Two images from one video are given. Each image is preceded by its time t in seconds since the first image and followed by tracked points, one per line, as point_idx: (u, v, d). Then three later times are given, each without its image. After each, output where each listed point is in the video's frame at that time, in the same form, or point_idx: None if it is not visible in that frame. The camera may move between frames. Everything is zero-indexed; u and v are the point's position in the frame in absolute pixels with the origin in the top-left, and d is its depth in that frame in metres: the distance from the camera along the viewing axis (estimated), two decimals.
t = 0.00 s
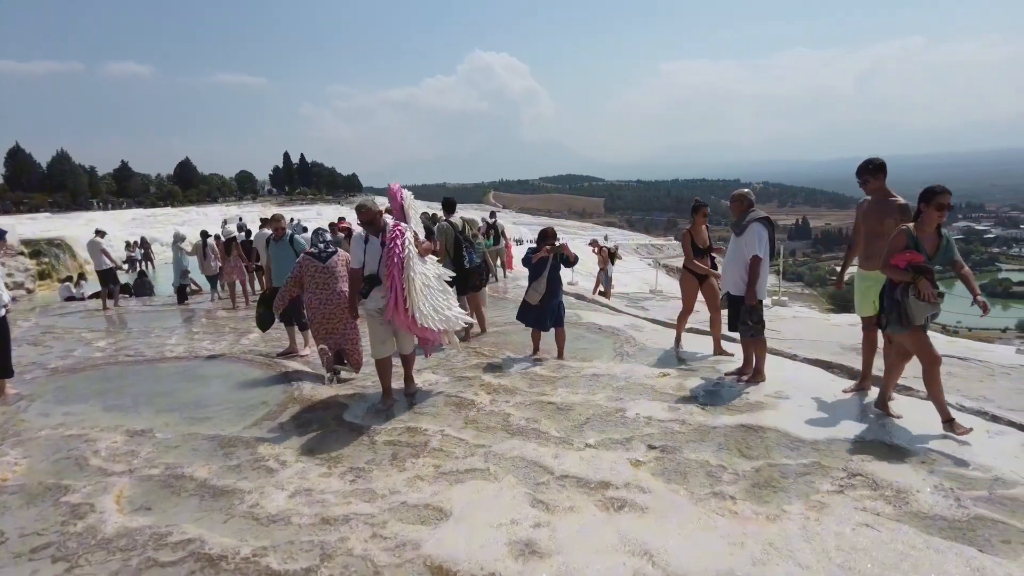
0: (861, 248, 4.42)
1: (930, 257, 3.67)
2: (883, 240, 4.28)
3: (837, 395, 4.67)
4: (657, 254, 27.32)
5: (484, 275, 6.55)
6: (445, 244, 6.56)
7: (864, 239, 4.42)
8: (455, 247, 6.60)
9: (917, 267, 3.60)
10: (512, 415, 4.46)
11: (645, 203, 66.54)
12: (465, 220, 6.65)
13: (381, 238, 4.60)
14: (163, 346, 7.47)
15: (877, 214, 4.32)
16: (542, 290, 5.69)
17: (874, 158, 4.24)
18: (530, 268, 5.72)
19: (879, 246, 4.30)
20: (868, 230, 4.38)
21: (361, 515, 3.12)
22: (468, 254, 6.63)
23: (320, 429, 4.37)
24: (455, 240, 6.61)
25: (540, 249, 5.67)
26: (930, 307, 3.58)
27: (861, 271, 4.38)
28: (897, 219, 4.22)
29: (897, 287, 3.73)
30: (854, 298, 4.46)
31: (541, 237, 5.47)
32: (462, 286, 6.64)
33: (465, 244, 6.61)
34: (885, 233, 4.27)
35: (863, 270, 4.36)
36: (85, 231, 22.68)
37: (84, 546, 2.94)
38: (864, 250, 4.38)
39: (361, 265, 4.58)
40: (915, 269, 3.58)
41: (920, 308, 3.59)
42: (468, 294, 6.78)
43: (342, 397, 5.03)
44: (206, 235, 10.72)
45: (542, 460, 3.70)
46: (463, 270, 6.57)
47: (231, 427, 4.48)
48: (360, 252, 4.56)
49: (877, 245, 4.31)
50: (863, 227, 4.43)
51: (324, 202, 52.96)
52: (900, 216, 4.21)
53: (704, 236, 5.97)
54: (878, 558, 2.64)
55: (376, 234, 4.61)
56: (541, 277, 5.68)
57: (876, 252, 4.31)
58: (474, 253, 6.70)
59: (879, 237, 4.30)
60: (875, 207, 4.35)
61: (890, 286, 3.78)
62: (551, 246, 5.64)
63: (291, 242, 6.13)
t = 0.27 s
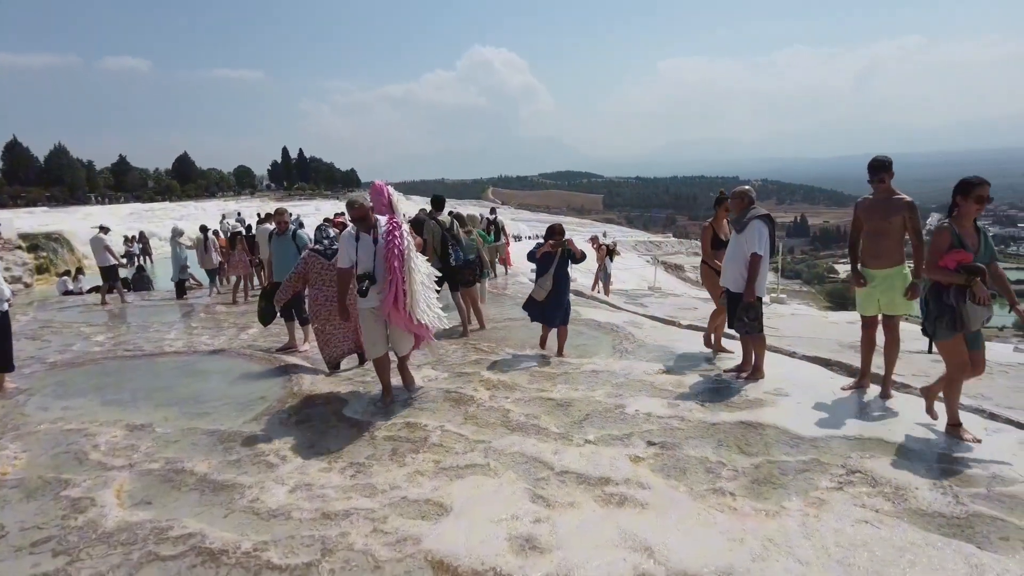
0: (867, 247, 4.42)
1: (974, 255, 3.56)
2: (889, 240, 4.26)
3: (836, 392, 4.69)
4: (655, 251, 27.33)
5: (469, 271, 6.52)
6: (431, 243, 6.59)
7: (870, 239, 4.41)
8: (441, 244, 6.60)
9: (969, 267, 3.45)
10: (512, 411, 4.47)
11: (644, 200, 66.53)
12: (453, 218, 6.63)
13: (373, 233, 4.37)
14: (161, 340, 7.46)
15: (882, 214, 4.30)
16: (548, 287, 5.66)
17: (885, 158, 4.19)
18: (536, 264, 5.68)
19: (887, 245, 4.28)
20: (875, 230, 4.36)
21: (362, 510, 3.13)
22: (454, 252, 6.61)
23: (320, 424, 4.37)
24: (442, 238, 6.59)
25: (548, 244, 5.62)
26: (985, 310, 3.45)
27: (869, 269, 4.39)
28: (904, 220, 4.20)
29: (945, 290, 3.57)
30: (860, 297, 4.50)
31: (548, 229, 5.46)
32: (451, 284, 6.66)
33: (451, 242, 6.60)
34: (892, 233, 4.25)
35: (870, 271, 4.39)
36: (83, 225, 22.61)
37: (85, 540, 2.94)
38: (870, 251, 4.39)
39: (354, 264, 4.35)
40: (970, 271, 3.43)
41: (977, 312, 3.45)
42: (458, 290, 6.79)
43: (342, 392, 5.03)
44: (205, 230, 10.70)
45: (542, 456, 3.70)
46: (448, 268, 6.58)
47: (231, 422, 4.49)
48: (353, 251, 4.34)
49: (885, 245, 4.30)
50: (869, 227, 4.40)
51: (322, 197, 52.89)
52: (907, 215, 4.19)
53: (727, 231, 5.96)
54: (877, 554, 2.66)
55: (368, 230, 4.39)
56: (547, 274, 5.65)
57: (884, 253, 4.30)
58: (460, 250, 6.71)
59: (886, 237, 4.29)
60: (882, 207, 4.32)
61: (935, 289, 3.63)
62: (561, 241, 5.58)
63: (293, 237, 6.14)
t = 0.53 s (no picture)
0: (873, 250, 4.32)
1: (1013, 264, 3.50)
2: (898, 242, 4.20)
3: (833, 392, 4.70)
4: (654, 250, 27.36)
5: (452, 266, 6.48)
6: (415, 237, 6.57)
7: (875, 240, 4.31)
8: (425, 239, 6.56)
9: (1010, 279, 3.37)
10: (509, 409, 4.48)
11: (644, 198, 66.53)
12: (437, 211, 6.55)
13: (371, 230, 4.21)
14: (159, 335, 7.45)
15: (892, 217, 4.22)
16: (547, 284, 5.63)
17: (904, 160, 4.09)
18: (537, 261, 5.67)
19: (898, 247, 4.21)
20: (882, 232, 4.27)
21: (358, 506, 3.13)
22: (438, 246, 6.56)
23: (317, 420, 4.38)
24: (426, 232, 6.54)
25: (551, 242, 5.61)
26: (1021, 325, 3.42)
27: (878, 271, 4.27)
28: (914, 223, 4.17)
29: (980, 299, 3.51)
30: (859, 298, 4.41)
31: (552, 227, 5.46)
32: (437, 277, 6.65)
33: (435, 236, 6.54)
34: (902, 237, 4.19)
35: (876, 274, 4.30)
36: (81, 219, 22.56)
37: (81, 534, 2.94)
38: (876, 253, 4.30)
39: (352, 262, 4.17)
40: (1011, 283, 3.36)
41: (1013, 326, 3.41)
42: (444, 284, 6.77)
43: (339, 388, 5.03)
44: (204, 225, 10.69)
45: (538, 454, 3.71)
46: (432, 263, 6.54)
47: (228, 417, 4.49)
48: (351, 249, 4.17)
49: (895, 246, 4.21)
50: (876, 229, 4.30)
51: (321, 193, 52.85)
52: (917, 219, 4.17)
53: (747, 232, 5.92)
54: (872, 553, 2.67)
55: (366, 227, 4.22)
56: (547, 271, 5.64)
57: (891, 256, 4.23)
58: (445, 244, 6.65)
59: (894, 241, 4.22)
60: (892, 210, 4.24)
61: (970, 296, 3.56)
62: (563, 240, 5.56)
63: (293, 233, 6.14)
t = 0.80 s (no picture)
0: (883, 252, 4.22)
1: None
2: (910, 245, 4.13)
3: (831, 392, 4.70)
4: (653, 249, 27.38)
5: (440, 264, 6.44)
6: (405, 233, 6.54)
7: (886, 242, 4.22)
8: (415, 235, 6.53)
9: None
10: (507, 407, 4.48)
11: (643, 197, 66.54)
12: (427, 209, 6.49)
13: (381, 234, 4.01)
14: (158, 332, 7.45)
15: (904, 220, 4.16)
16: (549, 289, 5.60)
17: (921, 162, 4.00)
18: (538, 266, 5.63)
19: (908, 251, 4.13)
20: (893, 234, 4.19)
21: (356, 504, 3.13)
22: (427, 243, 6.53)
23: (315, 417, 4.38)
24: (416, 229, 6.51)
25: (551, 246, 5.57)
26: None
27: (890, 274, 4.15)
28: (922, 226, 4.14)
29: None
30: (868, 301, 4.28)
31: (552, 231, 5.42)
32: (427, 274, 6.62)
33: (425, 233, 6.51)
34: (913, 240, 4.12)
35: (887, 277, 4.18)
36: (80, 215, 22.53)
37: (79, 531, 2.94)
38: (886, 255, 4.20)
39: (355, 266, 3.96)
40: None
41: None
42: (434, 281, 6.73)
43: (337, 386, 5.02)
44: (203, 222, 10.68)
45: (537, 452, 3.71)
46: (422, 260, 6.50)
47: (227, 415, 4.48)
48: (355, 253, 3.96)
49: (906, 249, 4.14)
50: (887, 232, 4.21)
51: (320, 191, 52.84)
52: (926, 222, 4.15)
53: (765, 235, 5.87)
54: (869, 553, 2.67)
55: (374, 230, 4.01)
56: (548, 276, 5.60)
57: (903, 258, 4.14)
58: (436, 241, 6.61)
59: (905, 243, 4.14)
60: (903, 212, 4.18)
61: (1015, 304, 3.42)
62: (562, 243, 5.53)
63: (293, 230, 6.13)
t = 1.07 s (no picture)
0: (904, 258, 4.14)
1: None
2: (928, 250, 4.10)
3: (829, 391, 4.71)
4: (653, 248, 27.38)
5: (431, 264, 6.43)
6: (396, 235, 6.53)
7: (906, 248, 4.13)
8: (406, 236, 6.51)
9: None
10: (505, 405, 4.48)
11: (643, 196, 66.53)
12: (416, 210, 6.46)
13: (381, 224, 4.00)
14: (156, 329, 7.45)
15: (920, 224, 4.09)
16: (544, 288, 5.60)
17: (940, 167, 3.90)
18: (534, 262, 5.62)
19: (925, 257, 4.09)
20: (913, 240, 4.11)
21: (353, 501, 3.14)
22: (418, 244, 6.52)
23: (313, 415, 4.38)
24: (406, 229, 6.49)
25: (547, 242, 5.56)
26: None
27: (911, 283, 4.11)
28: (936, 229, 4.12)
29: None
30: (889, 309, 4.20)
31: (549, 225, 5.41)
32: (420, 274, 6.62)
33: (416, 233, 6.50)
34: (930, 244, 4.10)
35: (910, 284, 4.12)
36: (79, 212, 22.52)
37: (76, 527, 2.94)
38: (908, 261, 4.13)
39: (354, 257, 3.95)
40: None
41: None
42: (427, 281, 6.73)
43: (335, 384, 5.03)
44: (203, 220, 10.68)
45: (534, 450, 3.71)
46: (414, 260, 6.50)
47: (225, 412, 4.49)
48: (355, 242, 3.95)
49: (924, 256, 4.09)
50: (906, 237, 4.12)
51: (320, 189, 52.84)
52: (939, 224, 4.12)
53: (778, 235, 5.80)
54: (864, 551, 2.68)
55: (375, 220, 4.00)
56: (544, 274, 5.59)
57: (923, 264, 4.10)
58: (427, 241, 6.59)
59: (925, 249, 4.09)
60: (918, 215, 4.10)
61: None
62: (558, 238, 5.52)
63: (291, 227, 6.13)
